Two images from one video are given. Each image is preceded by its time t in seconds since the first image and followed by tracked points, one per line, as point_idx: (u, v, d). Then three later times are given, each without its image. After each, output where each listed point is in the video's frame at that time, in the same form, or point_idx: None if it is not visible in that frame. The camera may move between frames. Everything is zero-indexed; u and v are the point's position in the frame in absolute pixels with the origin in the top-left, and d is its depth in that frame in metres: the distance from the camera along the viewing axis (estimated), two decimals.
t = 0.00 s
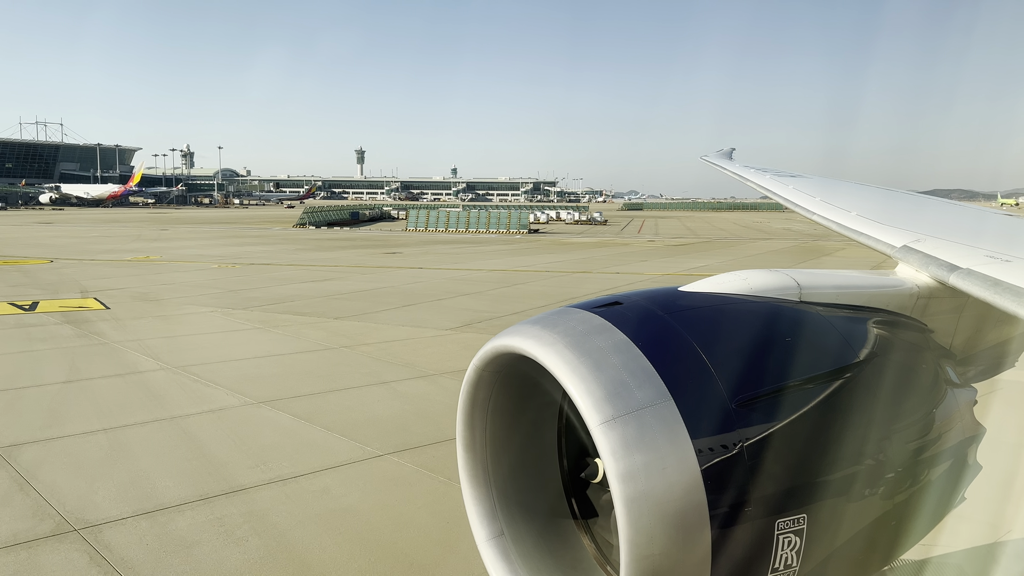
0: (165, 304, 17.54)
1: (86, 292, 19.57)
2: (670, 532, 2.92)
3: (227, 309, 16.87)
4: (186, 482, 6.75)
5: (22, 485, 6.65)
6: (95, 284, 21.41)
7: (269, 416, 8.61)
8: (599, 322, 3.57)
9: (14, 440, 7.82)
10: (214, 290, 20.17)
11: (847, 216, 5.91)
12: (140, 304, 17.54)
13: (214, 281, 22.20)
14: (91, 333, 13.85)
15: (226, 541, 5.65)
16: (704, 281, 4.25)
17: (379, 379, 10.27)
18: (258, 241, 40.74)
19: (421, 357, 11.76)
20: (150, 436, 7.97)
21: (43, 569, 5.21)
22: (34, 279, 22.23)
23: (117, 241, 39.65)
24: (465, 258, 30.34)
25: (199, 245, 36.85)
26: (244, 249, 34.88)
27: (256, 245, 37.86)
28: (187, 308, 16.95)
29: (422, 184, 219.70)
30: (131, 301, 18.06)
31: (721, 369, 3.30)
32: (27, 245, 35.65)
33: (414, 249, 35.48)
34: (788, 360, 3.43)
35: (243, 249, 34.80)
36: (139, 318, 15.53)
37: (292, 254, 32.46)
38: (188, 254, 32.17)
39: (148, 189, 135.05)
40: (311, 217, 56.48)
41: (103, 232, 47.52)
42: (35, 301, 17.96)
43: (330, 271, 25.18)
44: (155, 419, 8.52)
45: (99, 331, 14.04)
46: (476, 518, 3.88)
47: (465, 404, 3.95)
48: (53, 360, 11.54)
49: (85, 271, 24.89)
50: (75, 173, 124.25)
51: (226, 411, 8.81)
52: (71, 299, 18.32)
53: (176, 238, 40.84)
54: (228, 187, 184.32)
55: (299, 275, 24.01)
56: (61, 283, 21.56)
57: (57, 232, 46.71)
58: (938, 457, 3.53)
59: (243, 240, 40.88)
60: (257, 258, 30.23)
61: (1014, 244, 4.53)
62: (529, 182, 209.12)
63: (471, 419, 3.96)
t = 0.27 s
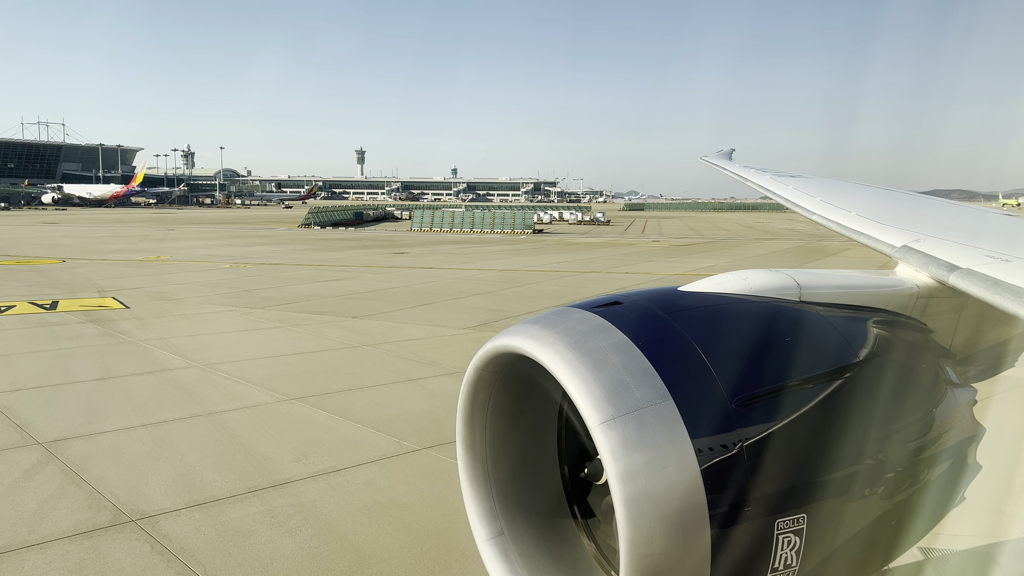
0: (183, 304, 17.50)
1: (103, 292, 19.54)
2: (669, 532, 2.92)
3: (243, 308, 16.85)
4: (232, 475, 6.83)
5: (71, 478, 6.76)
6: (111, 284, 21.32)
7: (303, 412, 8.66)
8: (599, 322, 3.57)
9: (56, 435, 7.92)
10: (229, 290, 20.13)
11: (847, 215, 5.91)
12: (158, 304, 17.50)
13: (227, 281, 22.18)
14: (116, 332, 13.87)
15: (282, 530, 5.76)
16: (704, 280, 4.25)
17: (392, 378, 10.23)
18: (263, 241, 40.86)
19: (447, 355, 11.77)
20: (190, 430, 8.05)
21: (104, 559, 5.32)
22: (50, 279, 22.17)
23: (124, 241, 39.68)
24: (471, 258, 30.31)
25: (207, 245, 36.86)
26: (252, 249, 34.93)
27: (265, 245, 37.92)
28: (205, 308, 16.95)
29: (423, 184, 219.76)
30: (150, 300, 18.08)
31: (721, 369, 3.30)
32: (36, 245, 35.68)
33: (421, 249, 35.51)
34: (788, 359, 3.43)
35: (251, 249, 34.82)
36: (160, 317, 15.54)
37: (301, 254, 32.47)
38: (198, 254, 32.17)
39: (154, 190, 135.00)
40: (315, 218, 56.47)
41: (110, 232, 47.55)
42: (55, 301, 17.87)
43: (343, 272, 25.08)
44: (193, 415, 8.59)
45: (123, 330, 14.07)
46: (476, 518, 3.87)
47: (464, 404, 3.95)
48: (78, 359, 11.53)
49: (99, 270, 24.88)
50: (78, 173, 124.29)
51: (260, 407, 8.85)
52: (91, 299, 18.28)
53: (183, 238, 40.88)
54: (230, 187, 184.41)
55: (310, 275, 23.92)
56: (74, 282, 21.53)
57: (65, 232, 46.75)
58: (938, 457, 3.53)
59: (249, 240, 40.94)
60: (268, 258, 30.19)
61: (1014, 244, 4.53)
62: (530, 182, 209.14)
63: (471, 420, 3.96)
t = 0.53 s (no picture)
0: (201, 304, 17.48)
1: (120, 292, 19.53)
2: (669, 532, 2.92)
3: (261, 308, 16.84)
4: (275, 469, 7.02)
5: (119, 472, 6.97)
6: (128, 284, 21.27)
7: (337, 408, 8.81)
8: (599, 322, 3.57)
9: (99, 431, 8.12)
10: (245, 290, 20.08)
11: (847, 215, 5.91)
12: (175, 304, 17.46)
13: (239, 280, 22.16)
14: (139, 331, 13.92)
15: (332, 521, 5.95)
16: (704, 280, 4.25)
17: (403, 377, 10.22)
18: (271, 241, 40.83)
19: (468, 354, 11.81)
20: (229, 426, 8.23)
21: (164, 548, 5.52)
22: (66, 279, 22.14)
23: (133, 241, 39.75)
24: (476, 258, 30.32)
25: (215, 245, 36.89)
26: (261, 249, 34.97)
27: (273, 245, 37.97)
28: (224, 307, 16.96)
29: (424, 184, 219.81)
30: (168, 300, 18.09)
31: (721, 369, 3.30)
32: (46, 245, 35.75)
33: (428, 249, 35.56)
34: (788, 359, 3.43)
35: (259, 249, 34.88)
36: (182, 316, 15.59)
37: (309, 254, 32.51)
38: (208, 254, 32.20)
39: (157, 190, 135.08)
40: (319, 218, 56.51)
41: (116, 232, 47.63)
42: (74, 301, 17.81)
43: (354, 272, 24.99)
44: (228, 411, 8.76)
45: (146, 329, 14.10)
46: (476, 518, 3.88)
47: (465, 403, 3.95)
48: (103, 358, 11.53)
49: (114, 270, 24.89)
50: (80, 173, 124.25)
51: (295, 404, 9.01)
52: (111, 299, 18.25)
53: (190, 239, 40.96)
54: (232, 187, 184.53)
55: (322, 275, 23.84)
56: (89, 282, 21.54)
57: (72, 232, 46.84)
58: (938, 457, 3.53)
59: (255, 240, 41.01)
60: (279, 258, 30.17)
61: (1015, 244, 4.53)
62: (531, 182, 209.19)
63: (471, 419, 3.97)
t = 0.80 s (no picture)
0: (219, 303, 17.45)
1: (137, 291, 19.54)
2: (669, 532, 2.92)
3: (279, 307, 16.84)
4: (317, 462, 7.13)
5: (164, 465, 7.10)
6: (144, 283, 21.22)
7: (368, 404, 8.91)
8: (599, 322, 3.57)
9: (139, 426, 8.25)
10: (261, 289, 20.04)
11: (847, 216, 5.91)
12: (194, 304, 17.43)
13: (251, 280, 22.17)
14: (162, 330, 13.95)
15: (379, 512, 6.08)
16: (704, 281, 4.25)
17: (420, 375, 10.28)
18: (279, 241, 40.78)
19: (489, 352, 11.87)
20: (266, 421, 8.34)
21: (220, 538, 5.66)
22: (83, 280, 22.11)
23: (141, 241, 39.82)
24: (482, 258, 30.35)
25: (223, 245, 36.92)
26: (270, 249, 35.02)
27: (281, 245, 38.01)
28: (242, 306, 16.96)
29: (425, 185, 219.88)
30: (187, 299, 18.09)
31: (721, 369, 3.30)
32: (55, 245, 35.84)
33: (436, 249, 35.59)
34: (788, 360, 3.43)
35: (267, 249, 34.94)
36: (202, 315, 15.62)
37: (318, 254, 32.53)
38: (218, 254, 32.21)
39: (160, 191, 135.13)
40: (324, 219, 56.54)
41: (123, 232, 47.72)
42: (93, 301, 17.77)
43: (364, 272, 24.94)
44: (263, 407, 8.85)
45: (169, 328, 14.14)
46: (476, 518, 3.88)
47: (465, 403, 3.95)
48: (130, 358, 11.55)
49: (127, 270, 24.91)
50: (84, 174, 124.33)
51: (326, 400, 9.10)
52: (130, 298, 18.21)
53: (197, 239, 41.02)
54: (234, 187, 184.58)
55: (334, 275, 23.79)
56: (104, 282, 21.56)
57: (80, 232, 46.95)
58: (938, 457, 3.53)
59: (262, 241, 41.08)
60: (291, 259, 30.15)
61: (1014, 244, 4.53)
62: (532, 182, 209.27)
63: (471, 419, 3.97)
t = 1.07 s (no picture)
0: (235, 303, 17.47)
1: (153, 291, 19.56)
2: (669, 532, 2.92)
3: (295, 306, 16.87)
4: (358, 456, 7.25)
5: (208, 460, 7.22)
6: (158, 284, 21.18)
7: (398, 401, 9.03)
8: (599, 322, 3.57)
9: (178, 422, 8.37)
10: (275, 289, 19.97)
11: (847, 216, 5.91)
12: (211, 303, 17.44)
13: (262, 280, 22.18)
14: (184, 329, 13.99)
15: (425, 504, 6.21)
16: (704, 281, 4.25)
17: (446, 373, 10.46)
18: (283, 241, 41.03)
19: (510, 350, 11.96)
20: (302, 417, 8.44)
21: (274, 528, 5.79)
22: (97, 280, 22.09)
23: (148, 241, 39.86)
24: (487, 258, 30.33)
25: (231, 246, 36.95)
26: (278, 249, 35.02)
27: (288, 245, 38.05)
28: (260, 305, 16.99)
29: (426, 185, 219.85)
30: (203, 299, 18.06)
31: (721, 369, 3.30)
32: (64, 245, 35.91)
33: (442, 249, 35.60)
34: (788, 359, 3.43)
35: (275, 249, 34.96)
36: (222, 314, 15.66)
37: (326, 254, 32.53)
38: (229, 254, 32.23)
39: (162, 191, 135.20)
40: (329, 219, 56.52)
41: (130, 232, 47.79)
42: (112, 301, 17.76)
43: (372, 272, 24.87)
44: (296, 403, 8.98)
45: (190, 327, 14.20)
46: (476, 518, 3.88)
47: (464, 403, 3.95)
48: (157, 358, 11.58)
49: (140, 270, 24.91)
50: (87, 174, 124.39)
51: (357, 397, 9.22)
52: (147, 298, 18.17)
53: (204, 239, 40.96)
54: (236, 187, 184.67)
55: (344, 275, 23.75)
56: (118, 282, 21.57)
57: (88, 232, 46.99)
58: (938, 457, 3.53)
59: (268, 241, 41.12)
60: (300, 259, 30.12)
61: (1014, 244, 4.53)
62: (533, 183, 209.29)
63: (471, 419, 3.96)
